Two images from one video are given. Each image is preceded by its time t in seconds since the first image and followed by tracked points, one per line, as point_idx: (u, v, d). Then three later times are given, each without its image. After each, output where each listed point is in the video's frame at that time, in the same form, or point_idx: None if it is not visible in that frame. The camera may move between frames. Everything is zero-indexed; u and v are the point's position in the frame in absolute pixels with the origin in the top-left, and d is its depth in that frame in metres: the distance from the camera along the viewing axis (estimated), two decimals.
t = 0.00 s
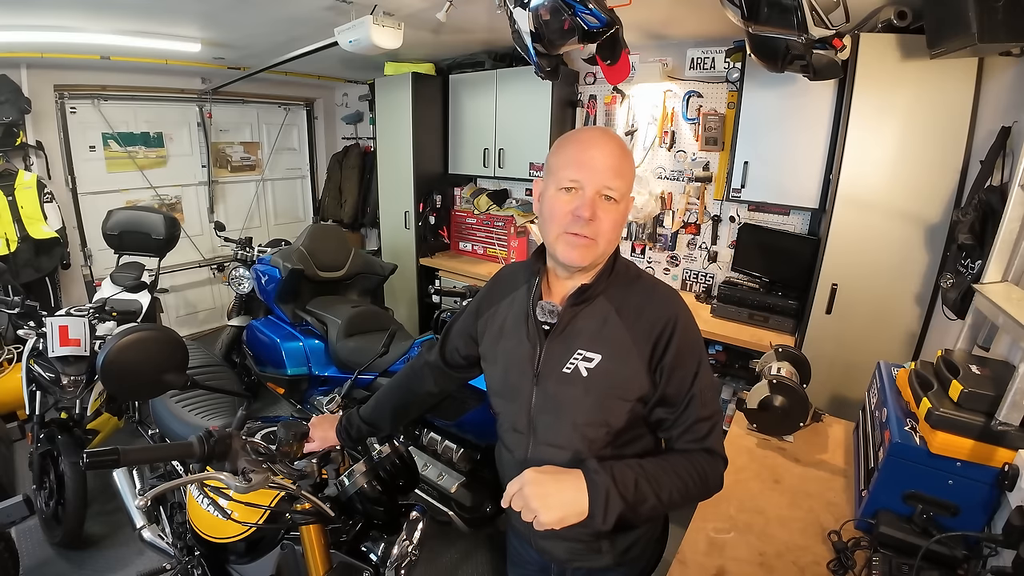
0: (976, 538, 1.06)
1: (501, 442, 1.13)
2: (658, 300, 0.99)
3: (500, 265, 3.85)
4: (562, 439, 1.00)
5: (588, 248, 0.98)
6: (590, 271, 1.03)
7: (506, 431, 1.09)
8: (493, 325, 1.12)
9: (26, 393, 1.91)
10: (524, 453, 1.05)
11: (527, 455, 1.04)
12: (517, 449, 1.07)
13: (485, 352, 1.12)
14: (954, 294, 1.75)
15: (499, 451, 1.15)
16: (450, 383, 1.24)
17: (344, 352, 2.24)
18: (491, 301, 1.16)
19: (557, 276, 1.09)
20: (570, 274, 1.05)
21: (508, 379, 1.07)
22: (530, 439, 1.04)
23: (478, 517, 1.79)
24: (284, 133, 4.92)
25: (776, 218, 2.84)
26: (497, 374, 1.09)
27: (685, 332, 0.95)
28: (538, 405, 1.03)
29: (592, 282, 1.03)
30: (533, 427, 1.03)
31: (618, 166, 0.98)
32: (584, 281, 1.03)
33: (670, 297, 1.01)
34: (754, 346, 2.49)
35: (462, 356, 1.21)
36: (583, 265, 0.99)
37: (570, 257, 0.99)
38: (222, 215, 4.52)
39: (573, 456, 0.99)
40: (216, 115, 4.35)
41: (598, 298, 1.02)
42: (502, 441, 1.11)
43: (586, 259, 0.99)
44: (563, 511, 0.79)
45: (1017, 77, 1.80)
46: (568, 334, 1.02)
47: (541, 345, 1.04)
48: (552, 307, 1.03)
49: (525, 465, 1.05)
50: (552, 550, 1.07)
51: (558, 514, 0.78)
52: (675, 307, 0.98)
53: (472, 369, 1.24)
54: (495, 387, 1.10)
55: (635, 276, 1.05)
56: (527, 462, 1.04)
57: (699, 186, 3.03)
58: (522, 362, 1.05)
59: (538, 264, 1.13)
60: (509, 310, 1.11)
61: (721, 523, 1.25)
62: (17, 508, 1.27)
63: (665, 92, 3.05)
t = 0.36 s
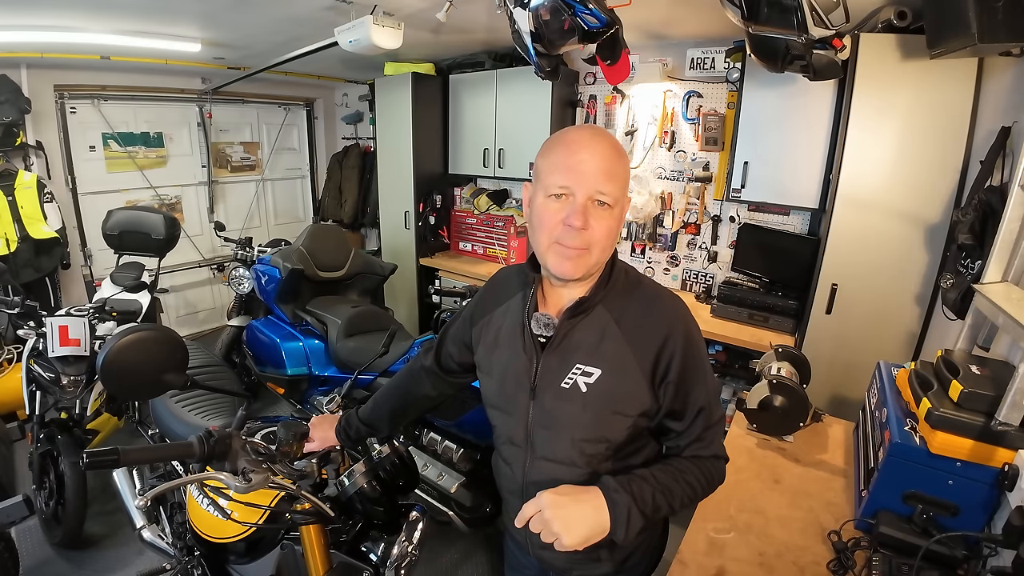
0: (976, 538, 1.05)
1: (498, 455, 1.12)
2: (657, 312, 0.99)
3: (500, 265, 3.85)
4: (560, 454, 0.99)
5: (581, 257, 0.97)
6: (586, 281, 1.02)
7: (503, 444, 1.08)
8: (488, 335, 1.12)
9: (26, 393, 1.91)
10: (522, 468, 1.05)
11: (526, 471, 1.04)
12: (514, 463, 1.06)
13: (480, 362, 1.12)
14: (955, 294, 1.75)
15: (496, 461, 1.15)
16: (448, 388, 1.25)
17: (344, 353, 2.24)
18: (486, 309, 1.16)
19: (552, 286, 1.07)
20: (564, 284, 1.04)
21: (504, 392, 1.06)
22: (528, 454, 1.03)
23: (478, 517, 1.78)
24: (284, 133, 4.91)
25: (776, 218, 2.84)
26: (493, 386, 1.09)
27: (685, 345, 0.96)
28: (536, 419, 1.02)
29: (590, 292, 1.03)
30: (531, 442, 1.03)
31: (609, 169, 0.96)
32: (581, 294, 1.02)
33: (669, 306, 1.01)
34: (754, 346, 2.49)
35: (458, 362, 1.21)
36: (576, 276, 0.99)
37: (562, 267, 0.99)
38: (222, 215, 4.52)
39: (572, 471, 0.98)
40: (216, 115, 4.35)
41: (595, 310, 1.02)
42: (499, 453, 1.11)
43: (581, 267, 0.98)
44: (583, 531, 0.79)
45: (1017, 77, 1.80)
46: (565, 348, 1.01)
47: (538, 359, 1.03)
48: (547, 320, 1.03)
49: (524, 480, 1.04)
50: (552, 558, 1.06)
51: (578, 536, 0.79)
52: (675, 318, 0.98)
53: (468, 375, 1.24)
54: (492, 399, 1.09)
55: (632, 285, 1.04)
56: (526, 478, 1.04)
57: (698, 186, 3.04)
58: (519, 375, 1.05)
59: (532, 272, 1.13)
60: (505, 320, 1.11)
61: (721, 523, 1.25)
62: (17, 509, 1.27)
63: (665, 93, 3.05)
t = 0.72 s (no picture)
0: (976, 538, 1.06)
1: (498, 460, 1.10)
2: (660, 317, 0.99)
3: (500, 265, 3.85)
4: (563, 461, 0.98)
5: (584, 263, 0.97)
6: (589, 287, 1.02)
7: (503, 451, 1.07)
8: (488, 340, 1.12)
9: (26, 393, 1.91)
10: (524, 475, 1.03)
11: (527, 478, 1.02)
12: (515, 470, 1.04)
13: (479, 367, 1.11)
14: (954, 294, 1.75)
15: (495, 467, 1.14)
16: (446, 390, 1.25)
17: (344, 353, 2.24)
18: (485, 313, 1.16)
19: (553, 291, 1.07)
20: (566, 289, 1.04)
21: (505, 397, 1.06)
22: (530, 460, 1.02)
23: (478, 517, 1.78)
24: (284, 133, 4.91)
25: (776, 218, 2.84)
26: (493, 392, 1.08)
27: (688, 350, 0.96)
28: (537, 425, 1.02)
29: (593, 297, 1.02)
30: (533, 448, 1.02)
31: (611, 172, 0.95)
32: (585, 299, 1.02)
33: (670, 310, 1.01)
34: (754, 346, 2.49)
35: (455, 366, 1.21)
36: (579, 282, 0.99)
37: (565, 274, 0.98)
38: (222, 215, 4.52)
39: (575, 477, 0.98)
40: (216, 115, 4.35)
41: (598, 315, 1.01)
42: (499, 459, 1.09)
43: (584, 273, 0.98)
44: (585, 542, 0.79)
45: (1017, 77, 1.80)
46: (567, 353, 1.01)
47: (539, 364, 1.02)
48: (549, 326, 1.02)
49: (526, 487, 1.02)
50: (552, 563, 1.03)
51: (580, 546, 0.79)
52: (676, 323, 0.98)
53: (466, 378, 1.24)
54: (492, 405, 1.08)
55: (633, 289, 1.04)
56: (528, 485, 1.02)
57: (698, 186, 3.03)
58: (520, 381, 1.04)
59: (532, 278, 1.12)
60: (504, 325, 1.11)
61: (721, 523, 1.25)
62: (17, 508, 1.27)
63: (665, 92, 3.05)
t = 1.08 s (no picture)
0: (976, 538, 1.05)
1: (501, 453, 1.12)
2: (664, 311, 0.99)
3: (500, 265, 3.85)
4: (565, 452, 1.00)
5: (577, 274, 0.98)
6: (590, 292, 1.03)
7: (507, 445, 1.08)
8: (492, 335, 1.12)
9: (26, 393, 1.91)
10: (526, 467, 1.06)
11: (530, 469, 1.05)
12: (518, 462, 1.07)
13: (483, 362, 1.13)
14: (954, 295, 1.75)
15: (499, 463, 1.15)
16: (448, 387, 1.25)
17: (344, 353, 2.24)
18: (488, 309, 1.16)
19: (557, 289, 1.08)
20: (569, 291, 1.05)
21: (508, 391, 1.07)
22: (532, 452, 1.04)
23: (478, 517, 1.78)
24: (284, 133, 4.91)
25: (775, 218, 2.84)
26: (496, 387, 1.09)
27: (692, 345, 0.96)
28: (540, 418, 1.03)
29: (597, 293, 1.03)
30: (535, 441, 1.04)
31: (601, 185, 0.94)
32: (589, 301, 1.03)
33: (674, 305, 1.01)
34: (754, 346, 2.49)
35: (459, 362, 1.21)
36: (576, 292, 1.00)
37: (559, 285, 1.01)
38: (222, 215, 4.52)
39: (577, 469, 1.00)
40: (216, 115, 4.35)
41: (602, 310, 1.02)
42: (501, 453, 1.11)
43: (579, 284, 1.00)
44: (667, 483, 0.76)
45: (1017, 77, 1.80)
46: (571, 347, 1.02)
47: (543, 357, 1.03)
48: (554, 320, 1.02)
49: (527, 477, 1.05)
50: (553, 558, 1.06)
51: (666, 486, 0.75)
52: (679, 317, 0.98)
53: (468, 374, 1.24)
54: (495, 399, 1.09)
55: (638, 285, 1.05)
56: (530, 476, 1.05)
57: (698, 186, 3.03)
58: (524, 375, 1.05)
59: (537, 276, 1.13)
60: (508, 320, 1.11)
61: (721, 523, 1.25)
62: (17, 508, 1.27)
63: (665, 93, 3.05)
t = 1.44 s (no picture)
0: (976, 538, 1.06)
1: (504, 449, 1.14)
2: (667, 310, 1.00)
3: (500, 265, 3.85)
4: (568, 447, 1.01)
5: (562, 272, 0.97)
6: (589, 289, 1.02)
7: (511, 441, 1.10)
8: (497, 332, 1.13)
9: (26, 393, 1.91)
10: (529, 462, 1.07)
11: (533, 464, 1.06)
12: (521, 457, 1.08)
13: (488, 360, 1.13)
14: (955, 295, 1.75)
15: (502, 458, 1.17)
16: (451, 386, 1.25)
17: (344, 352, 2.24)
18: (494, 307, 1.16)
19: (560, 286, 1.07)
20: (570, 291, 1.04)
21: (513, 388, 1.08)
22: (536, 448, 1.06)
23: (478, 517, 1.79)
24: (284, 133, 4.91)
25: (775, 218, 2.84)
26: (501, 384, 1.10)
27: (694, 344, 0.97)
28: (544, 414, 1.04)
29: (602, 293, 1.03)
30: (539, 437, 1.05)
31: (568, 182, 0.95)
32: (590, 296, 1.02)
33: (678, 305, 1.02)
34: (754, 346, 2.49)
35: (463, 361, 1.21)
36: (567, 290, 0.99)
37: (550, 287, 1.00)
38: (222, 215, 4.52)
39: (579, 464, 1.01)
40: (216, 115, 4.35)
41: (606, 309, 1.02)
42: (505, 449, 1.13)
43: (569, 283, 0.99)
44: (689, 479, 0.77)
45: (1017, 77, 1.80)
46: (576, 344, 1.03)
47: (547, 355, 1.04)
48: (559, 318, 1.02)
49: (530, 472, 1.07)
50: (556, 554, 1.08)
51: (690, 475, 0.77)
52: (682, 316, 0.99)
53: (472, 373, 1.24)
54: (500, 396, 1.11)
55: (643, 285, 1.04)
56: (533, 471, 1.06)
57: (699, 186, 3.03)
58: (529, 372, 1.06)
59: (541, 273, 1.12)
60: (513, 318, 1.12)
61: (721, 523, 1.25)
62: (17, 508, 1.27)
63: (665, 93, 3.05)
